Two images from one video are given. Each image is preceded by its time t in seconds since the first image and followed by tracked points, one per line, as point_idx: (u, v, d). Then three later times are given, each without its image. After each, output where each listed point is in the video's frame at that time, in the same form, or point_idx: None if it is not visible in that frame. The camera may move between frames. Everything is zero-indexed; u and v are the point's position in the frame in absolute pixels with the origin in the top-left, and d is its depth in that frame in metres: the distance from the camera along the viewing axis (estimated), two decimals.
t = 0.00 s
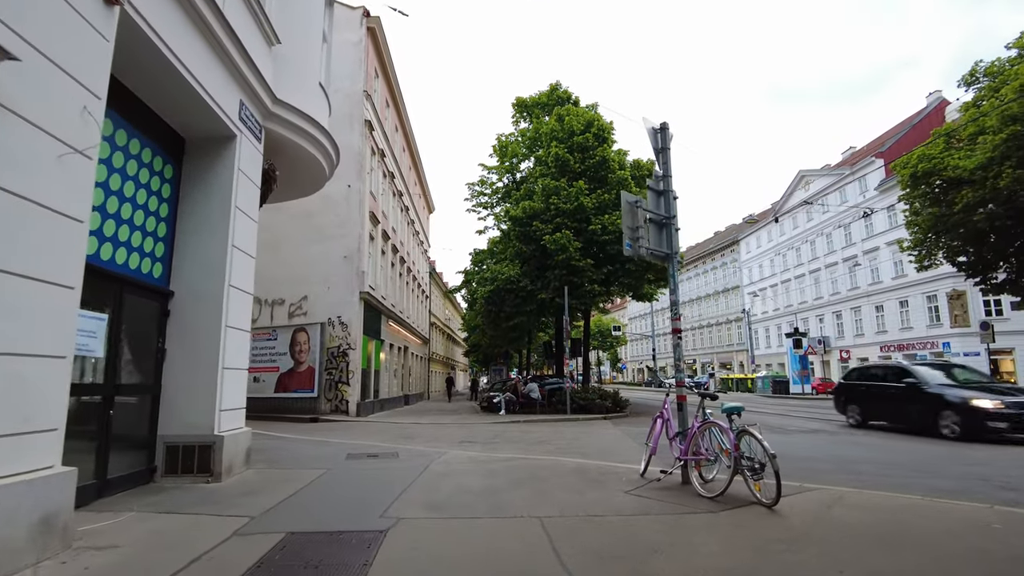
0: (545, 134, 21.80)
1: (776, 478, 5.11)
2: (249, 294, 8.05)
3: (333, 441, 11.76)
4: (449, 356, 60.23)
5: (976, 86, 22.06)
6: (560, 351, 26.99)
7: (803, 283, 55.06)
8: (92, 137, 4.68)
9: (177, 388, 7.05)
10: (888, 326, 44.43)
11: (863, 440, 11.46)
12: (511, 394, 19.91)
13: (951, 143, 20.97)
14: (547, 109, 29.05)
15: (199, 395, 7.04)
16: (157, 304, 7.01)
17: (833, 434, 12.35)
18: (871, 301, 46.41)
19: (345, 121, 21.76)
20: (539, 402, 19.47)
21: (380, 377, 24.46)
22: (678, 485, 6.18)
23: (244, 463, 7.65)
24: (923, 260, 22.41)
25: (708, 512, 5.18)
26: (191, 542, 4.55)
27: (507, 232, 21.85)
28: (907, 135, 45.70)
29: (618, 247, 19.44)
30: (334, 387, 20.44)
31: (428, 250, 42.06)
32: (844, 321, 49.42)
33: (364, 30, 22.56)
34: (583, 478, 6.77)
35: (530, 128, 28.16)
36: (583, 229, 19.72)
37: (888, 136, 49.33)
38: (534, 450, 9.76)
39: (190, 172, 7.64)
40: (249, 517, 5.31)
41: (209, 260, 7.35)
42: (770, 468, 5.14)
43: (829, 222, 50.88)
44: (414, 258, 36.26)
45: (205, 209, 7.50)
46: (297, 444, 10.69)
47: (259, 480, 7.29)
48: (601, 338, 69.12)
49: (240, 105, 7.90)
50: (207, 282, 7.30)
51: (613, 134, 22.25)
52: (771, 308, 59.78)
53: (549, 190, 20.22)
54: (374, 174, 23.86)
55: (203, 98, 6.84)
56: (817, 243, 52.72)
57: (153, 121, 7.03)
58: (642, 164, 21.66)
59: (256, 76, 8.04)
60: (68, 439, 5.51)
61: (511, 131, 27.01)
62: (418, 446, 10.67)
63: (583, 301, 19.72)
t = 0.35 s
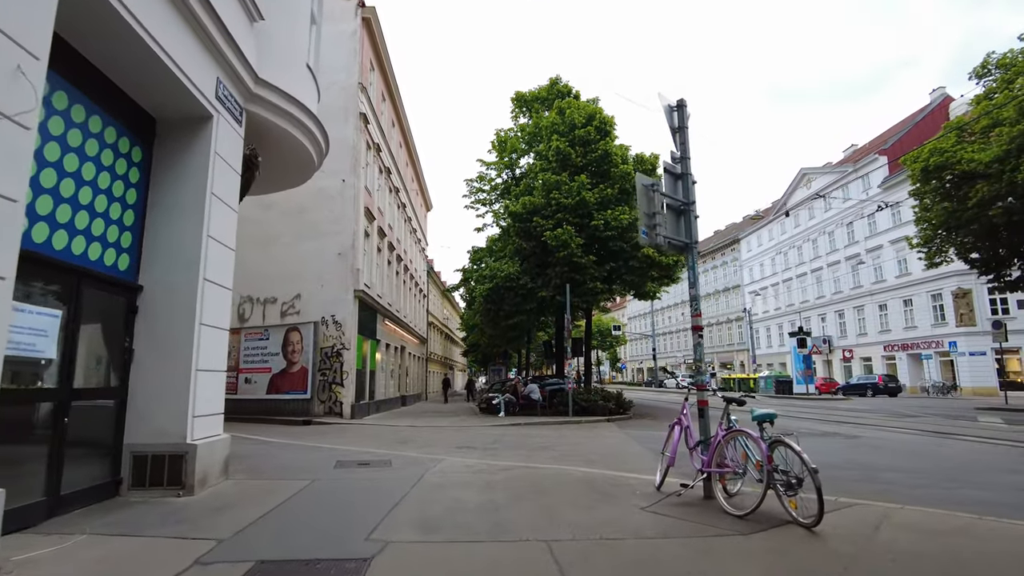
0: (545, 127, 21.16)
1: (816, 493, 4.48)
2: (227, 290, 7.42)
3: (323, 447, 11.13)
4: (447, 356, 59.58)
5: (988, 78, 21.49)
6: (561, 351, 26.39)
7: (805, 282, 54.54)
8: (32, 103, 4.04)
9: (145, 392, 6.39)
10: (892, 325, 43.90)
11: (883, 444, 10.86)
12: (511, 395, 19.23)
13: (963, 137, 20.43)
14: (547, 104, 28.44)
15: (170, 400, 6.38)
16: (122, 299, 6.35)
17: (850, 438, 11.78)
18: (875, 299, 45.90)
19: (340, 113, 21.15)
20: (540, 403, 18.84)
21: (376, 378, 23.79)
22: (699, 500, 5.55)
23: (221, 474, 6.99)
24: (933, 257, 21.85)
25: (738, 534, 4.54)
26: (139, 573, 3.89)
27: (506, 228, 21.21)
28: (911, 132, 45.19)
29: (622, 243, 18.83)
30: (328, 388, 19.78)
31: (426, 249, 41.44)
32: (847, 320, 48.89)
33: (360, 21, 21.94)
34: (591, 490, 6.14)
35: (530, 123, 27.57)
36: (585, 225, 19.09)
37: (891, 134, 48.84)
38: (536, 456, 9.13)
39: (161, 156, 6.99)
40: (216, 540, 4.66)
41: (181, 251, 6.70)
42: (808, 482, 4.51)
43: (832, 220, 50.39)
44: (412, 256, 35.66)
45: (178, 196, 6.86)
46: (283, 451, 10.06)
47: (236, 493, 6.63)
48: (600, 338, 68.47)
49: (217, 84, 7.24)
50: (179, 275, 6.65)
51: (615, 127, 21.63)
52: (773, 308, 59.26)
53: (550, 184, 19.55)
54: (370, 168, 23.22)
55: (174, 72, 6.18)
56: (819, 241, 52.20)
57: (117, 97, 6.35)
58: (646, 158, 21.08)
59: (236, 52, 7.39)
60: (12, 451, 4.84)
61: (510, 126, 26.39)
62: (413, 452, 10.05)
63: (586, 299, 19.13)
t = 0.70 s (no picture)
0: (547, 120, 20.49)
1: (873, 515, 3.81)
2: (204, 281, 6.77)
3: (312, 451, 10.48)
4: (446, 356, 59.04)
5: (1003, 71, 20.86)
6: (563, 350, 25.75)
7: (807, 281, 54.03)
8: None
9: (107, 394, 5.73)
10: (897, 326, 43.28)
11: (907, 448, 10.24)
12: (511, 396, 18.53)
13: (977, 130, 19.81)
14: (548, 98, 27.78)
15: (135, 403, 5.71)
16: (81, 289, 5.69)
17: (870, 442, 11.15)
18: (879, 299, 45.31)
19: (335, 105, 20.53)
20: (542, 403, 18.21)
21: (372, 378, 23.17)
22: (728, 517, 4.90)
23: (195, 484, 6.33)
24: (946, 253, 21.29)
25: (780, 560, 3.89)
26: None
27: (507, 223, 20.54)
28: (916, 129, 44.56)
29: (626, 239, 18.14)
30: (322, 389, 19.13)
31: (425, 246, 40.89)
32: (851, 320, 48.33)
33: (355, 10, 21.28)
34: (603, 504, 5.49)
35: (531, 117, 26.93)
36: (588, 220, 18.40)
37: (896, 131, 48.22)
38: (539, 463, 8.47)
39: (129, 133, 6.32)
40: (176, 567, 4.01)
41: (148, 238, 6.04)
42: (862, 500, 3.85)
43: (836, 219, 49.88)
44: (410, 254, 35.03)
45: (147, 176, 6.21)
46: (269, 458, 9.41)
47: (209, 505, 5.97)
48: (601, 338, 67.87)
49: (192, 53, 6.55)
50: (147, 264, 5.99)
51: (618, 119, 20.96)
52: (775, 308, 58.67)
53: (552, 178, 18.86)
54: (367, 162, 22.55)
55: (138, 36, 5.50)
56: (823, 240, 51.67)
57: (76, 66, 5.70)
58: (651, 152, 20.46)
59: (214, 20, 6.73)
60: None
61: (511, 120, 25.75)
62: (408, 458, 9.40)
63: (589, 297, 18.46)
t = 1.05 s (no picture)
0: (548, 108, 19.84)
1: (946, 532, 3.17)
2: (174, 267, 6.12)
3: (300, 452, 9.84)
4: (445, 353, 58.42)
5: (1017, 58, 20.23)
6: (563, 346, 25.10)
7: (809, 277, 53.51)
8: None
9: (57, 392, 5.07)
10: (901, 322, 42.73)
11: (932, 449, 9.66)
12: (510, 394, 17.88)
13: (992, 119, 19.19)
14: (548, 88, 27.11)
15: (89, 402, 5.06)
16: (28, 274, 5.04)
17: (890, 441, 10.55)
18: (883, 295, 44.76)
19: (328, 92, 19.89)
20: (542, 401, 17.59)
21: (368, 375, 22.56)
22: (763, 533, 4.27)
23: (161, 491, 5.70)
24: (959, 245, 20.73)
25: None
26: None
27: (506, 215, 19.87)
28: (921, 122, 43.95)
29: (630, 231, 17.48)
30: (315, 386, 18.50)
31: (423, 242, 40.27)
32: (854, 317, 47.79)
33: None
34: (617, 515, 4.87)
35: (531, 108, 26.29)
36: (590, 211, 17.77)
37: (900, 125, 47.62)
38: (541, 466, 7.83)
39: (86, 100, 5.65)
40: None
41: (107, 217, 5.39)
42: (931, 513, 3.22)
43: (839, 214, 49.35)
44: (407, 249, 34.40)
45: (107, 147, 5.54)
46: (252, 460, 8.79)
47: (175, 514, 5.34)
48: (601, 335, 67.32)
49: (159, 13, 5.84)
50: (106, 247, 5.34)
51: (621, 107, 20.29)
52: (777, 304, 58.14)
53: (553, 167, 18.20)
54: (362, 152, 21.88)
55: None
56: (826, 236, 51.15)
57: (21, 21, 5.01)
58: (655, 141, 19.82)
59: None
60: None
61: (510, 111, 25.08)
62: (401, 459, 8.77)
63: (591, 291, 17.83)
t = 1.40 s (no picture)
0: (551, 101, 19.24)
1: None
2: (143, 256, 5.51)
3: (290, 458, 9.22)
4: (444, 354, 57.79)
5: None
6: (566, 346, 24.48)
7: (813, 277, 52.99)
8: None
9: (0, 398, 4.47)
10: (906, 322, 42.16)
11: (963, 456, 9.05)
12: (512, 395, 17.22)
13: (1008, 112, 18.58)
14: (549, 81, 26.48)
15: (36, 410, 4.46)
16: None
17: (916, 446, 9.94)
18: (887, 295, 44.20)
19: (323, 83, 19.36)
20: (546, 403, 16.92)
21: (365, 376, 21.95)
22: (817, 565, 3.64)
23: (124, 508, 5.09)
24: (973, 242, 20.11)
25: None
26: None
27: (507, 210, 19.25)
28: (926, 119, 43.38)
29: (636, 227, 16.82)
30: (309, 388, 17.83)
31: (422, 240, 39.67)
32: (858, 316, 47.22)
33: None
34: (640, 540, 4.25)
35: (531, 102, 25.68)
36: (594, 206, 17.15)
37: (904, 123, 47.07)
38: (549, 476, 7.21)
39: (38, 68, 5.03)
40: None
41: (60, 200, 4.77)
42: None
43: (843, 213, 48.83)
44: (406, 247, 33.78)
45: (61, 121, 4.93)
46: (238, 469, 8.18)
47: (137, 534, 4.73)
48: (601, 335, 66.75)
49: None
50: (58, 234, 4.73)
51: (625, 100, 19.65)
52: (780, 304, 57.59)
53: (555, 160, 17.56)
54: (358, 146, 21.25)
55: None
56: (830, 235, 50.59)
57: None
58: (660, 135, 19.21)
59: None
60: None
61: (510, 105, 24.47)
62: (398, 468, 8.14)
63: (594, 289, 17.23)
